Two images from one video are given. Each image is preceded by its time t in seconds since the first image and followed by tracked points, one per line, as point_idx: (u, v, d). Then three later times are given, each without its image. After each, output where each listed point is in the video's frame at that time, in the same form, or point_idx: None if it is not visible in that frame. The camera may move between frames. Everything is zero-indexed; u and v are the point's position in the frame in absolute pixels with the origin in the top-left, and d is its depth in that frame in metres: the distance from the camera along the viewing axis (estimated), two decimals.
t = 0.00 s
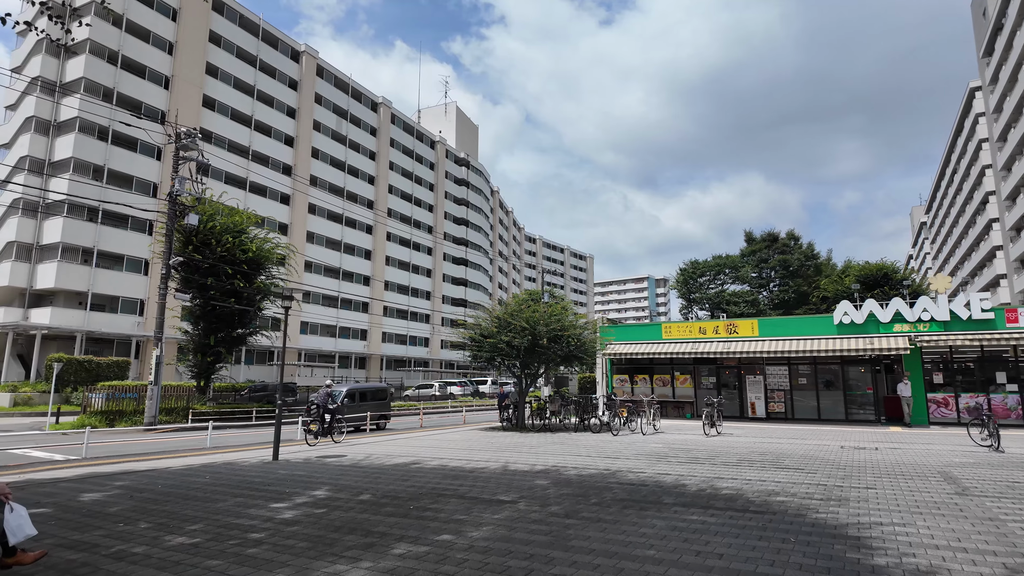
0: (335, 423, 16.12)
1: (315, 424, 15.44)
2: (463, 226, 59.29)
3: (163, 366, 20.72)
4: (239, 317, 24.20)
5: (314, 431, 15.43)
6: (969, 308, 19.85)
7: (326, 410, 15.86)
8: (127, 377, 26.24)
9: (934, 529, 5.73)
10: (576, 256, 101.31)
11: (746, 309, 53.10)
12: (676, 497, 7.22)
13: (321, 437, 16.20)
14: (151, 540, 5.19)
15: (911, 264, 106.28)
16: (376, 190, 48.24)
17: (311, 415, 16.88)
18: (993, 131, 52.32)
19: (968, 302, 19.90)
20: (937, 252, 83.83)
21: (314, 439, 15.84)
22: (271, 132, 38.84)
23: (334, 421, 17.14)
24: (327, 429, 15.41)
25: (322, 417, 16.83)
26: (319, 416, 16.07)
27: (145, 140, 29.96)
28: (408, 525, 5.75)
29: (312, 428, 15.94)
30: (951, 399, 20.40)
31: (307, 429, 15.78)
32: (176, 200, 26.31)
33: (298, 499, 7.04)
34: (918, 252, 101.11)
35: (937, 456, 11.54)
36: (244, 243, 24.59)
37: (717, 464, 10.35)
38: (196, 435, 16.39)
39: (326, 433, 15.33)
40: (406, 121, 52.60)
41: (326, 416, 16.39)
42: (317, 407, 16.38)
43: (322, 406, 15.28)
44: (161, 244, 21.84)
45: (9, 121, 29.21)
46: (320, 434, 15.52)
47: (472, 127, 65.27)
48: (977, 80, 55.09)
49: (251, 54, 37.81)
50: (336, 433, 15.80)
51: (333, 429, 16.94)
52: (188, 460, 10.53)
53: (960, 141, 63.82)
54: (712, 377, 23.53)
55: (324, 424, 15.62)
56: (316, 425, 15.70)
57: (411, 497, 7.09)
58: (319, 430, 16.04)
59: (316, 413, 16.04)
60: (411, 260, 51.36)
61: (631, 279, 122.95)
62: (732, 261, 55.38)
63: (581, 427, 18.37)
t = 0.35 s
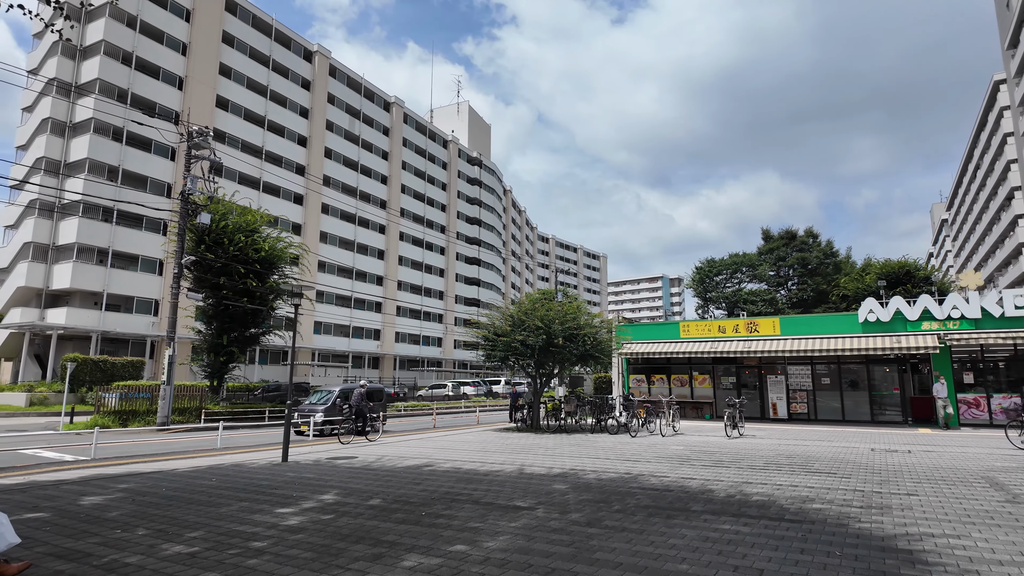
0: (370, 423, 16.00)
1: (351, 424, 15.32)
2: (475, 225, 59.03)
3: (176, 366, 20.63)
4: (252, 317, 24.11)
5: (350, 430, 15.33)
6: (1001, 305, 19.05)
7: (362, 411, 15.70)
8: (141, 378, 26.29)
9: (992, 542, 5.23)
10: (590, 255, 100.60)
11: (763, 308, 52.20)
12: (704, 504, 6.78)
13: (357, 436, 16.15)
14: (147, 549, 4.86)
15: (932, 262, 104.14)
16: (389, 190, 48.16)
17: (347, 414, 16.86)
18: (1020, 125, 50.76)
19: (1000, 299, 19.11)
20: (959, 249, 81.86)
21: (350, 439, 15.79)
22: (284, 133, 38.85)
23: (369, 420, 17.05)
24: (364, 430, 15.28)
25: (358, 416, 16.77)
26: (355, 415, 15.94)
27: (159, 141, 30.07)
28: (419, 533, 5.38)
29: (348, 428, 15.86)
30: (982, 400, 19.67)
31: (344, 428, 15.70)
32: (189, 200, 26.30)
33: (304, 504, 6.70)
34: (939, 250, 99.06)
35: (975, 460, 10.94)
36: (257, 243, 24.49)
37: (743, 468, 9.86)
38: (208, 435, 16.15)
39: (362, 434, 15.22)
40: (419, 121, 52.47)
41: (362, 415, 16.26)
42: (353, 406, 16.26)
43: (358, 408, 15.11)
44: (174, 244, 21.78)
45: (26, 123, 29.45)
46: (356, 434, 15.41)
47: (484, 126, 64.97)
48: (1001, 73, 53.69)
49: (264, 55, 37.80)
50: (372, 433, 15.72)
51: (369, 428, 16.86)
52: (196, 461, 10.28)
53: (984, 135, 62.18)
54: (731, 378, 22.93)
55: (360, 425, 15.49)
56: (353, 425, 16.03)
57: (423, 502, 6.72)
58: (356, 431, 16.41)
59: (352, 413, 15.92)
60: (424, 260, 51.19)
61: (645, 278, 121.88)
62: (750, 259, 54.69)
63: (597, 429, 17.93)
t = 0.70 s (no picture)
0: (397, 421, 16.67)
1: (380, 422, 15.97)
2: (484, 225, 58.69)
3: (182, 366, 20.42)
4: (259, 317, 23.91)
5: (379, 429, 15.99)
6: None
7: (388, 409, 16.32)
8: (149, 378, 26.18)
9: None
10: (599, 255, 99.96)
11: (776, 308, 51.45)
12: (727, 514, 6.37)
13: (386, 435, 16.85)
14: (134, 563, 4.53)
15: (947, 260, 102.50)
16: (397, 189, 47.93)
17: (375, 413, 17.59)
18: None
19: None
20: (975, 247, 80.42)
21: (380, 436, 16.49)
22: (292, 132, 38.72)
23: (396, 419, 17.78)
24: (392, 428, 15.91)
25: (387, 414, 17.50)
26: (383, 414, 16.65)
27: (167, 141, 30.02)
28: (425, 546, 5.02)
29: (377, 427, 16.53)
30: (1008, 401, 19.02)
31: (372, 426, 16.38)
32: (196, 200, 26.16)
33: (305, 512, 6.36)
34: (954, 248, 97.48)
35: (1009, 465, 10.41)
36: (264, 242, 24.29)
37: (765, 473, 9.41)
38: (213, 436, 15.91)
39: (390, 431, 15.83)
40: (427, 120, 52.25)
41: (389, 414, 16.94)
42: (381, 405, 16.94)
43: (385, 407, 15.75)
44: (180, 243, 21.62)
45: (35, 123, 29.47)
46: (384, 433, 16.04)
47: (492, 125, 64.64)
48: (1020, 68, 52.55)
49: (272, 54, 37.69)
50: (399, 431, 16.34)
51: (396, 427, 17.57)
52: (198, 464, 9.97)
53: (1002, 130, 60.97)
54: (746, 379, 22.39)
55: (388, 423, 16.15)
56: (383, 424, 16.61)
57: (429, 510, 6.36)
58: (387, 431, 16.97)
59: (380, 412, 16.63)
60: (432, 260, 50.96)
61: (655, 278, 121.01)
62: (762, 257, 53.88)
63: (609, 430, 17.30)
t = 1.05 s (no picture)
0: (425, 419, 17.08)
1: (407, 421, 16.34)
2: (490, 225, 58.32)
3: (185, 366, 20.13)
4: (263, 317, 23.63)
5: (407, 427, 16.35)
6: None
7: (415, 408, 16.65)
8: (154, 378, 25.95)
9: None
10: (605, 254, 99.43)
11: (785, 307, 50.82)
12: (753, 525, 5.94)
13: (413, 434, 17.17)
14: None
15: (958, 258, 101.29)
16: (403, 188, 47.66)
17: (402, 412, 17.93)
18: None
19: None
20: (986, 245, 79.37)
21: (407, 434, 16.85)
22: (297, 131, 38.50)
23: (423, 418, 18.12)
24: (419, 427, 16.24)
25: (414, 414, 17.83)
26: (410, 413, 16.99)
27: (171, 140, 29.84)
28: (429, 561, 4.62)
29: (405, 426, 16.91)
30: None
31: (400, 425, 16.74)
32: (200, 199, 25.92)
33: (302, 521, 5.97)
34: (965, 246, 96.33)
35: None
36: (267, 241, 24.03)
37: (785, 478, 8.97)
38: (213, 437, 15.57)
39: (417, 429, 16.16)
40: (432, 119, 51.96)
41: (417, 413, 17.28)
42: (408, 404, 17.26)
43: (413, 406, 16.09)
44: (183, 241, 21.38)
45: (40, 123, 29.35)
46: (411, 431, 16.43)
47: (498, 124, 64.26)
48: None
49: (276, 53, 37.47)
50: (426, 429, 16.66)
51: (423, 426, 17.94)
52: (195, 468, 9.60)
53: (1015, 126, 59.98)
54: (759, 379, 21.86)
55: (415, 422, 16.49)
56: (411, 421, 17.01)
57: (433, 520, 5.96)
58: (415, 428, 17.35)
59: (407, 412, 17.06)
60: (438, 259, 50.63)
61: (661, 278, 120.33)
62: (772, 256, 53.41)
63: (619, 431, 16.83)
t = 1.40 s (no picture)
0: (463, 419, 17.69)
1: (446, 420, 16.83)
2: (506, 224, 57.94)
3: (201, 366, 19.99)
4: (279, 316, 23.55)
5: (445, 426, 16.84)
6: None
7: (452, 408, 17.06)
8: (172, 377, 25.98)
9: None
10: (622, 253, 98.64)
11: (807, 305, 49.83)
12: (799, 535, 5.48)
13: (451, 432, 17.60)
14: None
15: (985, 255, 98.60)
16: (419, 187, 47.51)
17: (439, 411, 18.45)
18: None
19: None
20: (1015, 240, 77.28)
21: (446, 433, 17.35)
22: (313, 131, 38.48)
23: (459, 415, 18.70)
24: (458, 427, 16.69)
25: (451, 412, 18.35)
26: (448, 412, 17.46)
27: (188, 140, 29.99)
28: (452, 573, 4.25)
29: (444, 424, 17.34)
30: None
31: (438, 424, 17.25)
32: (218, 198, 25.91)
33: (314, 527, 5.62)
34: (993, 242, 93.71)
35: None
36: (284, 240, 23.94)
37: (825, 484, 8.45)
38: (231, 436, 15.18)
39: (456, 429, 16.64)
40: (448, 118, 51.80)
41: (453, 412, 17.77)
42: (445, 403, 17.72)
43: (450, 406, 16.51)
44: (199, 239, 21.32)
45: (60, 124, 29.65)
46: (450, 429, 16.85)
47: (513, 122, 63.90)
48: None
49: (293, 52, 37.51)
50: (464, 428, 17.12)
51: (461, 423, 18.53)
52: (210, 469, 9.36)
53: None
54: (786, 379, 21.16)
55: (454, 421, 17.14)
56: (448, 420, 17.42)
57: (454, 527, 5.56)
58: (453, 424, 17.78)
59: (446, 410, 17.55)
60: (453, 259, 50.43)
61: (679, 277, 119.10)
62: (794, 253, 52.51)
63: (642, 433, 16.32)
